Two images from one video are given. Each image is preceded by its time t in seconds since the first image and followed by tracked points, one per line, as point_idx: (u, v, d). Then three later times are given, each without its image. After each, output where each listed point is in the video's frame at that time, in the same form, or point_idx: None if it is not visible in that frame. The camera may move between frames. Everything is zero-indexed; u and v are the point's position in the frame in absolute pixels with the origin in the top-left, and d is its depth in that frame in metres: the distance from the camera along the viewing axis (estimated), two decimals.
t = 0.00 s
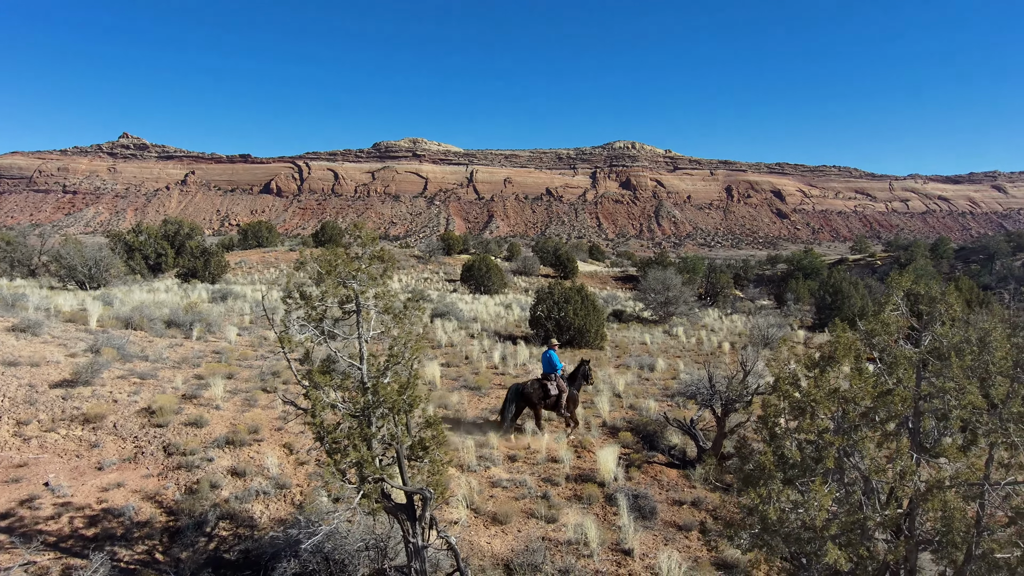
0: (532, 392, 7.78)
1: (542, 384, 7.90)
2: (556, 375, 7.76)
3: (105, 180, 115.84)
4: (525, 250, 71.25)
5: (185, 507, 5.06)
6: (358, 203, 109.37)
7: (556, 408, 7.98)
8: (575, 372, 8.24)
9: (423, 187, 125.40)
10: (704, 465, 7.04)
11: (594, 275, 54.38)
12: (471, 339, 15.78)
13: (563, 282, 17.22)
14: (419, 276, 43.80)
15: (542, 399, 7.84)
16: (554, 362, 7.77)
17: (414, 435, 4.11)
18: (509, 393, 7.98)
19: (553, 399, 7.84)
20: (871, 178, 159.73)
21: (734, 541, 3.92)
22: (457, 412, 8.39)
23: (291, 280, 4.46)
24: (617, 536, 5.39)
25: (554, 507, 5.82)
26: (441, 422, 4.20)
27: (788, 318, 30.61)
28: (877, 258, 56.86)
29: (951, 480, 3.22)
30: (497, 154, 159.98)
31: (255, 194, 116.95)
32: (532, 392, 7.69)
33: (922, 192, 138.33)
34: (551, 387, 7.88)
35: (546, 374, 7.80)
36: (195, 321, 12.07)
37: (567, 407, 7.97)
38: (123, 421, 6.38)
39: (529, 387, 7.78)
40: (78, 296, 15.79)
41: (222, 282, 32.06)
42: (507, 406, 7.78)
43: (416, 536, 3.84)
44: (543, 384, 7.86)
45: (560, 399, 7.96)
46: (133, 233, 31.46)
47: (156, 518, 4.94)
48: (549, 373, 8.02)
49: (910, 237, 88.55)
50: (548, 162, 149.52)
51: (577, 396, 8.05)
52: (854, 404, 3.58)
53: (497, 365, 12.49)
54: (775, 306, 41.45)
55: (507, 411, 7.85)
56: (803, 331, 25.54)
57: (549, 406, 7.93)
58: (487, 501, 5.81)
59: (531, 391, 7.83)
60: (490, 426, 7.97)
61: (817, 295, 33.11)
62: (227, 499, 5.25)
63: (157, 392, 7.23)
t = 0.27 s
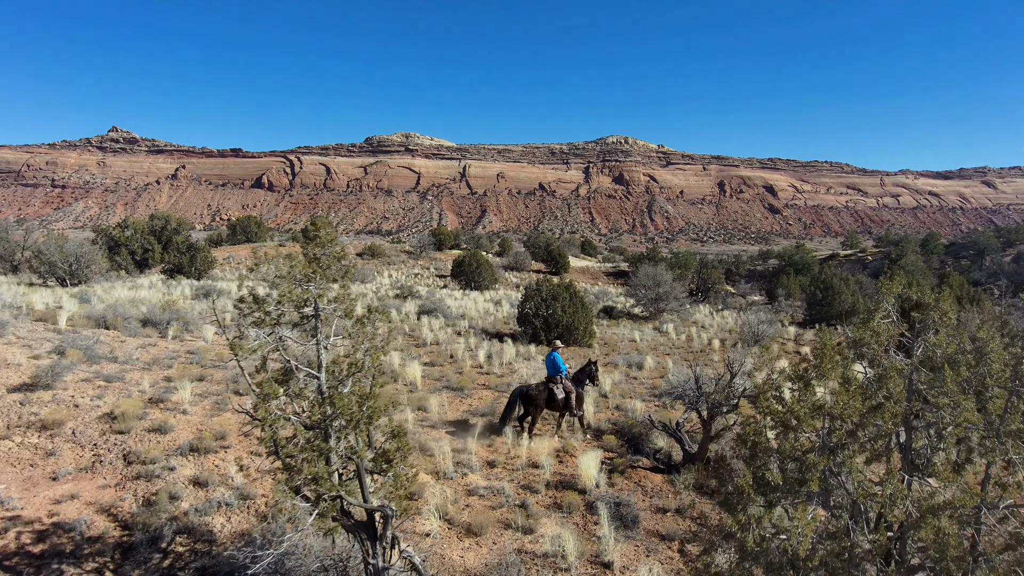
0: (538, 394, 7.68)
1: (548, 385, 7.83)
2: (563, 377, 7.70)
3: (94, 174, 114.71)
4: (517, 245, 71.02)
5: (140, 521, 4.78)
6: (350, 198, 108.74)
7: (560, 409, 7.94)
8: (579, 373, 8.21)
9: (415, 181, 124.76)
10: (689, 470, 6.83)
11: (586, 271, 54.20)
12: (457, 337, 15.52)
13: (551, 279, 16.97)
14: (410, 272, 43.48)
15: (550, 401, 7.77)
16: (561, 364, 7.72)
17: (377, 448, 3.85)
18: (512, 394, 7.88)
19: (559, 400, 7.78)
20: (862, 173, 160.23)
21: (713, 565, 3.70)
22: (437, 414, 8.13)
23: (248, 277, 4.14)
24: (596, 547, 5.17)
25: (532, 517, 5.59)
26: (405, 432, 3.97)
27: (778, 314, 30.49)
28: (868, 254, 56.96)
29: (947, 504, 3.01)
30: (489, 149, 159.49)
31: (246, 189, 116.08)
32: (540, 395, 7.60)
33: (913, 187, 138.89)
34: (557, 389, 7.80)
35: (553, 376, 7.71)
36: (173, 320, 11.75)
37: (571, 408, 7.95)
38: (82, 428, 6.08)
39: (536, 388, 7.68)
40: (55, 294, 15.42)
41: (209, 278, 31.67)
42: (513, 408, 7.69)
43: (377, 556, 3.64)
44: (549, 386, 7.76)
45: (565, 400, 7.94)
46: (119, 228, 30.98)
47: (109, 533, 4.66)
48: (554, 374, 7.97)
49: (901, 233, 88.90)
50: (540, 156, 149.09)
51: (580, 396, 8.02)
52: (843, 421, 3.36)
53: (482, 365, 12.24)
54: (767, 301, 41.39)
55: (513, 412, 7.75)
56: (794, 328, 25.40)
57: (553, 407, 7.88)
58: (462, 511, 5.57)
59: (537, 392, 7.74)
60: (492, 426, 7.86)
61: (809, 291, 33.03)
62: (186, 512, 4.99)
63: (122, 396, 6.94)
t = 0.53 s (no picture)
0: (547, 409, 7.35)
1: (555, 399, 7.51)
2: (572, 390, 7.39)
3: (86, 174, 113.86)
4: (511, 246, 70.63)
5: (73, 558, 4.31)
6: (344, 198, 108.19)
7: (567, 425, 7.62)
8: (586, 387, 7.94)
9: (410, 181, 124.24)
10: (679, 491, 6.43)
11: (580, 271, 53.81)
12: (444, 342, 15.08)
13: (541, 282, 16.53)
14: (402, 273, 43.00)
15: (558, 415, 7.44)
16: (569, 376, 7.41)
17: (323, 486, 3.51)
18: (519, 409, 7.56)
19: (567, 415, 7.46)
20: (857, 173, 160.47)
21: None
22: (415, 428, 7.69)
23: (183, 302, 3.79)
24: None
25: (509, 547, 5.17)
26: (359, 465, 3.61)
27: (774, 317, 30.14)
28: (862, 255, 56.82)
29: None
30: (484, 149, 159.11)
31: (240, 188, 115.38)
32: (549, 409, 7.27)
33: (907, 188, 139.06)
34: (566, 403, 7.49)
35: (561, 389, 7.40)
36: (145, 327, 11.28)
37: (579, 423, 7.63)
38: (25, 449, 5.61)
39: (544, 403, 7.36)
40: (28, 298, 14.92)
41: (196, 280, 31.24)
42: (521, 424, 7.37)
43: None
44: (557, 400, 7.44)
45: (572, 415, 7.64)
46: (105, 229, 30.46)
47: (39, 571, 4.16)
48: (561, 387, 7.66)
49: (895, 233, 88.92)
50: (536, 156, 148.74)
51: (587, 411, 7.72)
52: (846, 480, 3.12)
53: (467, 372, 11.80)
54: (761, 303, 41.10)
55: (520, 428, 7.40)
56: (790, 331, 25.04)
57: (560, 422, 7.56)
58: (432, 541, 5.13)
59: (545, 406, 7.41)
60: (496, 443, 7.51)
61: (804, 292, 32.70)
62: (127, 547, 4.54)
63: (74, 413, 6.48)
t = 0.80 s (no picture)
0: (553, 427, 7.04)
1: (563, 414, 7.17)
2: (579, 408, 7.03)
3: (80, 172, 113.09)
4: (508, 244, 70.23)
5: None
6: (340, 197, 107.67)
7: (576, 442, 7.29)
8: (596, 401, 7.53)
9: (407, 180, 123.64)
10: (671, 519, 5.94)
11: (575, 271, 53.36)
12: (430, 348, 14.54)
13: (532, 285, 16.00)
14: (395, 274, 42.48)
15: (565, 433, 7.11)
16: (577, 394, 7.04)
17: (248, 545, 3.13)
18: (527, 425, 7.25)
19: (576, 433, 7.11)
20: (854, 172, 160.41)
21: None
22: (389, 447, 7.14)
23: (86, 333, 3.37)
24: None
25: None
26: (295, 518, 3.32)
27: (771, 318, 29.70)
28: (860, 254, 56.52)
29: None
30: (481, 147, 158.72)
31: (236, 186, 114.70)
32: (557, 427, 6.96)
33: (904, 186, 138.88)
34: (574, 420, 7.13)
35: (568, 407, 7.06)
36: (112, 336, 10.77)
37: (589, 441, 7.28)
38: None
39: (551, 421, 7.05)
40: None
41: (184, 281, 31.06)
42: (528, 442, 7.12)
43: None
44: (565, 417, 7.10)
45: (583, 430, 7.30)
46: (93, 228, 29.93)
47: None
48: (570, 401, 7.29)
49: (892, 232, 88.73)
50: (532, 155, 148.22)
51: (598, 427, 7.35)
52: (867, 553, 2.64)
53: (452, 381, 11.27)
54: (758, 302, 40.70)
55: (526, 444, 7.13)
56: (787, 333, 24.58)
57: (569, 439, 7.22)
58: None
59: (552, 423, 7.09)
60: (503, 459, 7.27)
61: (801, 292, 32.25)
62: None
63: (10, 438, 5.94)
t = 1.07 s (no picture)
0: (560, 439, 6.61)
1: (570, 429, 6.75)
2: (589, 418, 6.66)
3: (75, 162, 112.22)
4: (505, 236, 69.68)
5: None
6: (336, 187, 106.91)
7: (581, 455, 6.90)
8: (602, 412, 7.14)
9: (404, 170, 122.83)
10: (663, 547, 5.43)
11: (572, 263, 52.84)
12: (417, 346, 14.03)
13: (522, 282, 15.47)
14: (389, 266, 41.96)
15: (572, 446, 6.71)
16: (587, 403, 6.69)
17: None
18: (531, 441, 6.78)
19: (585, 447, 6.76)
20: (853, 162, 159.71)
21: None
22: (359, 462, 6.62)
23: None
24: None
25: None
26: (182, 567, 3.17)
27: (769, 311, 29.22)
28: (859, 246, 56.04)
29: None
30: (479, 138, 157.68)
31: (231, 176, 113.86)
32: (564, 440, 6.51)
33: (903, 177, 138.31)
34: (582, 432, 6.75)
35: (577, 417, 6.67)
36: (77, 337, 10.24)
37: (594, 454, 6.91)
38: None
39: (558, 432, 6.61)
40: None
41: (172, 275, 30.59)
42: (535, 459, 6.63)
43: None
44: (573, 428, 6.71)
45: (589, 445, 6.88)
46: (80, 221, 29.39)
47: None
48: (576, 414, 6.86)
49: (891, 223, 88.24)
50: (530, 145, 147.28)
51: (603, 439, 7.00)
52: None
53: (436, 383, 10.76)
54: (757, 295, 40.21)
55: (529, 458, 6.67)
56: (786, 327, 24.10)
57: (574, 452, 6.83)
58: None
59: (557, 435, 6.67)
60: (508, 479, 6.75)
61: (801, 285, 31.74)
62: None
63: None
